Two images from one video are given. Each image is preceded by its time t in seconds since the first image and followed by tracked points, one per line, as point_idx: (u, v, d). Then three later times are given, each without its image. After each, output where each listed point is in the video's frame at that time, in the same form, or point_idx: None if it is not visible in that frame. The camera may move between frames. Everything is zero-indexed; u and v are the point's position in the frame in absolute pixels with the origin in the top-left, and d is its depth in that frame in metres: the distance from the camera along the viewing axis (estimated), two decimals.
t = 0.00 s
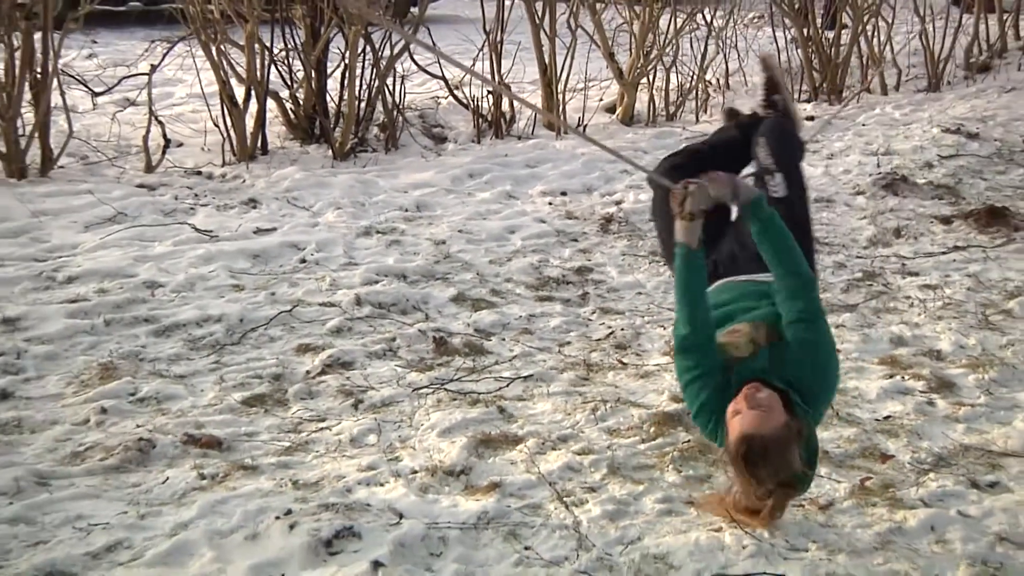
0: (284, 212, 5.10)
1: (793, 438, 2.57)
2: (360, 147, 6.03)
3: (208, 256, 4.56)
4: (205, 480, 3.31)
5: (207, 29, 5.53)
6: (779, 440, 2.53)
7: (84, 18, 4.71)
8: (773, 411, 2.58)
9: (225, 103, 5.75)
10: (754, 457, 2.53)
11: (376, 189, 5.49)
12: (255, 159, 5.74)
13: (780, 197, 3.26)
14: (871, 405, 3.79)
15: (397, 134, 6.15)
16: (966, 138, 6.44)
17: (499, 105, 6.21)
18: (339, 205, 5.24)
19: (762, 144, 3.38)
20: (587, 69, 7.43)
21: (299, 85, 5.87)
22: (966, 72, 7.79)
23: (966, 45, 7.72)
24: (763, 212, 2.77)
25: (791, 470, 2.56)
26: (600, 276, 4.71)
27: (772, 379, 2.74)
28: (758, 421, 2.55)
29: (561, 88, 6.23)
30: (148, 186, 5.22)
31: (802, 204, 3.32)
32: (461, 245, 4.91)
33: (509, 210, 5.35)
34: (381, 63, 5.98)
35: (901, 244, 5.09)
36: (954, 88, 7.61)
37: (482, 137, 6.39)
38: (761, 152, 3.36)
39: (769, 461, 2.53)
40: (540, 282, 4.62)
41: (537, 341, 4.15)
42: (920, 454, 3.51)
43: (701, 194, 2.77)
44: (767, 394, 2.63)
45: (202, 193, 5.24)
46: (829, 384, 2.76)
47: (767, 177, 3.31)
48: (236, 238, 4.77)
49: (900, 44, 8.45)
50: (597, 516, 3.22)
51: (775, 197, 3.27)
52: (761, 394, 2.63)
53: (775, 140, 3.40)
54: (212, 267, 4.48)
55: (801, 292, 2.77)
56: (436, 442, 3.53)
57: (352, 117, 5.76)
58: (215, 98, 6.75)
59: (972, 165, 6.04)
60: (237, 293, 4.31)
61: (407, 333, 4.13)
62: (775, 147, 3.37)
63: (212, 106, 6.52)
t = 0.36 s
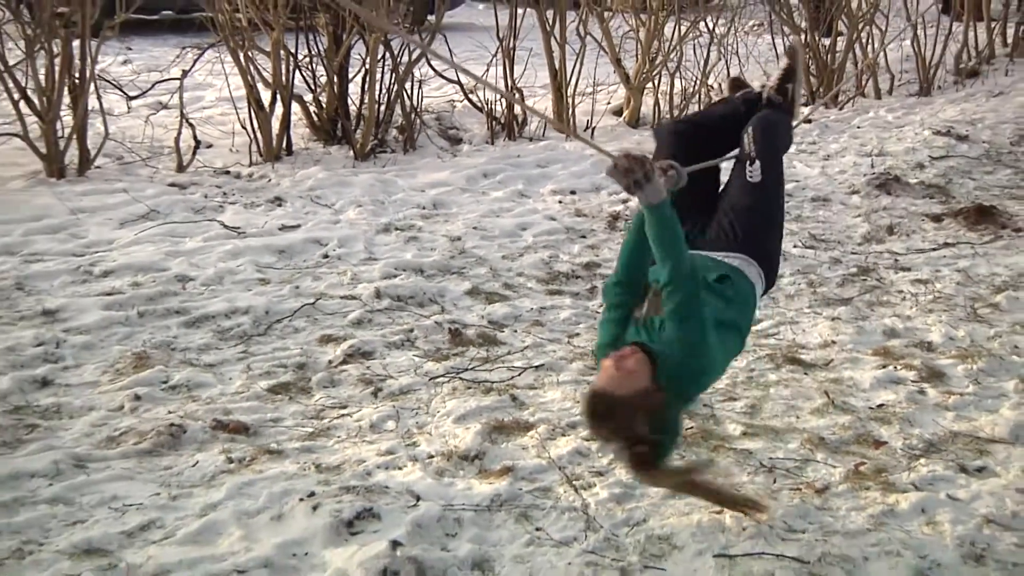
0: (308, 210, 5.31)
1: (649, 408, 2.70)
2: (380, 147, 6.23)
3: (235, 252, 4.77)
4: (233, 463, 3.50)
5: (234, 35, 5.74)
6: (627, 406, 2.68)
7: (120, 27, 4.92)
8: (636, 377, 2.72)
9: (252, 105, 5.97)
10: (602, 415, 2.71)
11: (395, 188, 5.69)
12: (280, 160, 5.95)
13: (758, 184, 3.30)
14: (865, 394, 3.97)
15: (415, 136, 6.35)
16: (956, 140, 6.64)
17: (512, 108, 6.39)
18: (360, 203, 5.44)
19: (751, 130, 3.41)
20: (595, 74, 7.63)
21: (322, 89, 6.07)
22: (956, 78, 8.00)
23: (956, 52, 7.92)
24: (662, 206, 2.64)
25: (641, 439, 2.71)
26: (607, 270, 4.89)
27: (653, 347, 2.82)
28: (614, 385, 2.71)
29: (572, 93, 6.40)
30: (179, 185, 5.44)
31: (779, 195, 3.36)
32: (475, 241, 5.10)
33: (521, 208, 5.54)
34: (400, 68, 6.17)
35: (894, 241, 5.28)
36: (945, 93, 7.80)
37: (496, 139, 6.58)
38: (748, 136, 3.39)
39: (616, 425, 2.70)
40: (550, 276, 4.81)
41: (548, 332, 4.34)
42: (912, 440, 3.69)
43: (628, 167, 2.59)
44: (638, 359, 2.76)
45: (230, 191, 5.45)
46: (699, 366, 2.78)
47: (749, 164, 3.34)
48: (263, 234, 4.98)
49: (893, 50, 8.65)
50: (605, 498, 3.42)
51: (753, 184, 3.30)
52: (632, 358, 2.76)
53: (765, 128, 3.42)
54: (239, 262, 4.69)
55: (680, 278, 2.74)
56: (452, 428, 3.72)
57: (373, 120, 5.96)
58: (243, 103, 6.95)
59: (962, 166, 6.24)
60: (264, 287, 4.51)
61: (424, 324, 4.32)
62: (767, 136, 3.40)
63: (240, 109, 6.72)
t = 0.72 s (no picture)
0: (336, 208, 5.42)
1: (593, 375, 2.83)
2: (406, 148, 6.33)
3: (265, 249, 4.89)
4: (263, 454, 3.60)
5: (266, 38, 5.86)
6: (574, 367, 2.79)
7: (155, 30, 5.07)
8: (598, 347, 2.80)
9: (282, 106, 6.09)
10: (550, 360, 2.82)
11: (421, 187, 5.80)
12: (309, 160, 6.07)
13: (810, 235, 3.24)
14: (880, 389, 4.06)
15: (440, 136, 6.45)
16: (969, 141, 6.71)
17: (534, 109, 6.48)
18: (386, 201, 5.55)
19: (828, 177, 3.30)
20: (616, 77, 7.72)
21: (350, 91, 6.18)
22: (970, 80, 8.06)
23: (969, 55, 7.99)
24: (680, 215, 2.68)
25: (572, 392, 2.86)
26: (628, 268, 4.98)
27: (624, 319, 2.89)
28: (574, 347, 2.79)
29: (593, 95, 6.48)
30: (212, 184, 5.57)
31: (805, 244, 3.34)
32: (499, 239, 5.20)
33: (543, 206, 5.63)
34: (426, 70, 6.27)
35: (908, 240, 5.35)
36: (958, 95, 7.87)
37: (519, 139, 6.68)
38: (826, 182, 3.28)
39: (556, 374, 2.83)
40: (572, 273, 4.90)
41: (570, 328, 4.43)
42: (925, 435, 3.78)
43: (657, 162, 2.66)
44: (608, 332, 2.82)
45: (261, 190, 5.58)
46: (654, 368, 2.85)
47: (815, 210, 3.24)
48: (292, 231, 5.10)
49: (907, 54, 8.72)
50: (625, 489, 3.53)
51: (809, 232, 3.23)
52: (606, 329, 2.82)
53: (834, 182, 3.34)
54: (270, 259, 4.81)
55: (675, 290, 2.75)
56: (475, 421, 3.81)
57: (399, 121, 6.06)
58: (274, 104, 7.07)
59: (975, 167, 6.31)
60: (293, 283, 4.63)
61: (448, 320, 4.42)
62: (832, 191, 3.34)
63: (271, 110, 6.85)
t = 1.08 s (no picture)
0: (367, 208, 5.57)
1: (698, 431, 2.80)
2: (436, 149, 6.47)
3: (299, 248, 5.04)
4: (297, 446, 3.72)
5: (299, 44, 6.00)
6: (681, 428, 2.75)
7: (193, 36, 5.19)
8: (689, 400, 2.79)
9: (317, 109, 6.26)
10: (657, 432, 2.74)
11: (449, 188, 5.92)
12: (341, 161, 6.21)
13: (817, 241, 3.34)
14: (898, 385, 4.15)
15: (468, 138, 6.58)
16: (985, 143, 6.80)
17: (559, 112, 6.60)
18: (416, 202, 5.68)
19: (824, 185, 3.44)
20: (640, 80, 7.84)
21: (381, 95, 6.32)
22: (986, 83, 8.15)
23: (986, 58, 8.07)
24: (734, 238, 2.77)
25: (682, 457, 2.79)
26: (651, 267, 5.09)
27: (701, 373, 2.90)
28: (674, 407, 2.76)
29: (617, 99, 6.59)
30: (248, 185, 5.74)
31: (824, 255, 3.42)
32: (525, 239, 5.32)
33: (568, 207, 5.75)
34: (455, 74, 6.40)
35: (925, 239, 5.44)
36: (975, 98, 7.95)
37: (545, 141, 6.80)
38: (821, 189, 3.42)
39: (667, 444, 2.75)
40: (596, 272, 5.01)
41: (595, 325, 4.54)
42: (943, 430, 3.87)
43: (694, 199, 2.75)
44: (692, 385, 2.82)
45: (295, 191, 5.74)
46: (744, 399, 2.91)
47: (816, 217, 3.36)
48: (325, 231, 5.25)
49: (925, 57, 8.80)
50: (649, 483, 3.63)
51: (813, 238, 3.34)
52: (687, 382, 2.82)
53: (833, 187, 3.46)
54: (304, 257, 4.96)
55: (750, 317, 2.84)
56: (503, 415, 3.92)
57: (429, 123, 6.20)
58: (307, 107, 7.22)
59: (991, 168, 6.39)
60: (326, 281, 4.78)
61: (476, 317, 4.53)
62: (832, 194, 3.45)
63: (305, 113, 7.00)
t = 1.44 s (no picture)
0: (404, 208, 5.71)
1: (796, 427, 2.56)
2: (471, 151, 6.60)
3: (338, 246, 5.19)
4: (336, 439, 3.84)
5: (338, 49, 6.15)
6: (778, 432, 2.51)
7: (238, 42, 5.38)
8: (773, 405, 2.57)
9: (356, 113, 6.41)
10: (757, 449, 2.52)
11: (483, 189, 6.05)
12: (378, 162, 6.36)
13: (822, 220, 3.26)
14: (921, 383, 4.24)
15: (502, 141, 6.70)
16: (1008, 147, 6.87)
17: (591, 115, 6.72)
18: (452, 203, 5.81)
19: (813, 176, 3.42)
20: (669, 84, 7.95)
21: (418, 98, 6.45)
22: (1009, 88, 8.21)
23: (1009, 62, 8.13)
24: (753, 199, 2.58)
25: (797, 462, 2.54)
26: (680, 266, 5.19)
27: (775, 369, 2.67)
28: (762, 413, 2.54)
29: (648, 102, 6.70)
30: (289, 185, 5.91)
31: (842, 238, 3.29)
32: (557, 239, 5.44)
33: (599, 208, 5.86)
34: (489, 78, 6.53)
35: (948, 241, 5.53)
36: (998, 103, 8.02)
37: (577, 143, 6.91)
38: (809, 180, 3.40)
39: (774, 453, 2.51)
40: (626, 271, 5.12)
41: (625, 323, 4.65)
42: (965, 427, 3.95)
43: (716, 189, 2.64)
44: (769, 387, 2.61)
45: (334, 192, 5.89)
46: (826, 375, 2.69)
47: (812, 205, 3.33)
48: (363, 230, 5.41)
49: (949, 62, 8.86)
50: (677, 476, 3.70)
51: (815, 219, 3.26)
52: (763, 387, 2.61)
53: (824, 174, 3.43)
54: (343, 256, 5.11)
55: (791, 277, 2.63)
56: (535, 410, 4.04)
57: (464, 126, 6.33)
58: (347, 110, 7.37)
59: (1014, 171, 6.46)
60: (364, 278, 4.92)
61: (510, 315, 4.65)
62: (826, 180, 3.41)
63: (345, 117, 7.15)
